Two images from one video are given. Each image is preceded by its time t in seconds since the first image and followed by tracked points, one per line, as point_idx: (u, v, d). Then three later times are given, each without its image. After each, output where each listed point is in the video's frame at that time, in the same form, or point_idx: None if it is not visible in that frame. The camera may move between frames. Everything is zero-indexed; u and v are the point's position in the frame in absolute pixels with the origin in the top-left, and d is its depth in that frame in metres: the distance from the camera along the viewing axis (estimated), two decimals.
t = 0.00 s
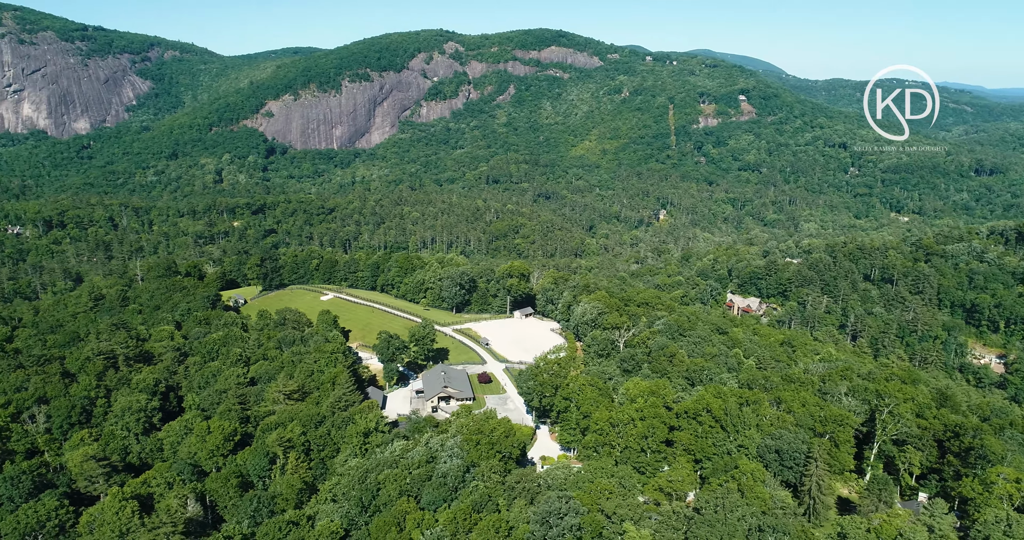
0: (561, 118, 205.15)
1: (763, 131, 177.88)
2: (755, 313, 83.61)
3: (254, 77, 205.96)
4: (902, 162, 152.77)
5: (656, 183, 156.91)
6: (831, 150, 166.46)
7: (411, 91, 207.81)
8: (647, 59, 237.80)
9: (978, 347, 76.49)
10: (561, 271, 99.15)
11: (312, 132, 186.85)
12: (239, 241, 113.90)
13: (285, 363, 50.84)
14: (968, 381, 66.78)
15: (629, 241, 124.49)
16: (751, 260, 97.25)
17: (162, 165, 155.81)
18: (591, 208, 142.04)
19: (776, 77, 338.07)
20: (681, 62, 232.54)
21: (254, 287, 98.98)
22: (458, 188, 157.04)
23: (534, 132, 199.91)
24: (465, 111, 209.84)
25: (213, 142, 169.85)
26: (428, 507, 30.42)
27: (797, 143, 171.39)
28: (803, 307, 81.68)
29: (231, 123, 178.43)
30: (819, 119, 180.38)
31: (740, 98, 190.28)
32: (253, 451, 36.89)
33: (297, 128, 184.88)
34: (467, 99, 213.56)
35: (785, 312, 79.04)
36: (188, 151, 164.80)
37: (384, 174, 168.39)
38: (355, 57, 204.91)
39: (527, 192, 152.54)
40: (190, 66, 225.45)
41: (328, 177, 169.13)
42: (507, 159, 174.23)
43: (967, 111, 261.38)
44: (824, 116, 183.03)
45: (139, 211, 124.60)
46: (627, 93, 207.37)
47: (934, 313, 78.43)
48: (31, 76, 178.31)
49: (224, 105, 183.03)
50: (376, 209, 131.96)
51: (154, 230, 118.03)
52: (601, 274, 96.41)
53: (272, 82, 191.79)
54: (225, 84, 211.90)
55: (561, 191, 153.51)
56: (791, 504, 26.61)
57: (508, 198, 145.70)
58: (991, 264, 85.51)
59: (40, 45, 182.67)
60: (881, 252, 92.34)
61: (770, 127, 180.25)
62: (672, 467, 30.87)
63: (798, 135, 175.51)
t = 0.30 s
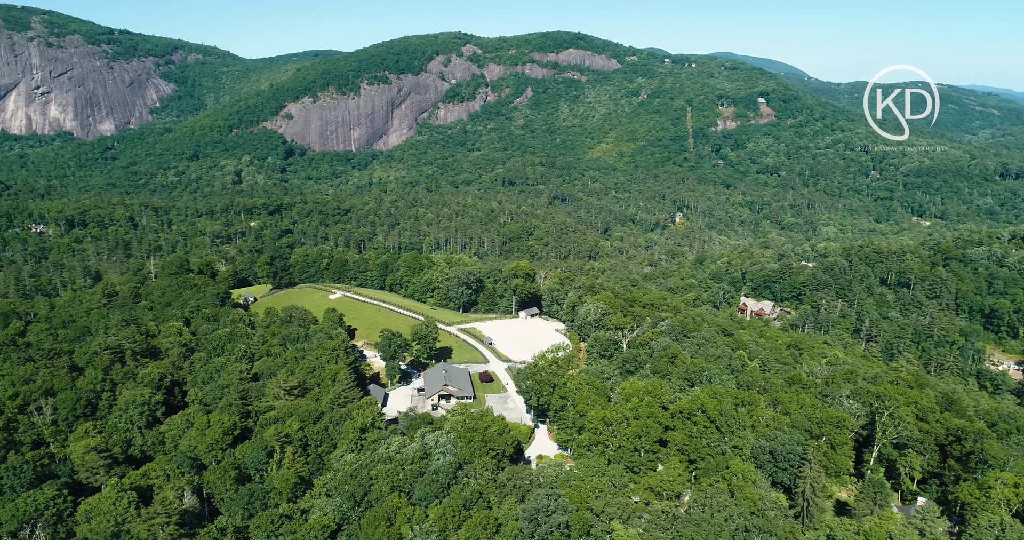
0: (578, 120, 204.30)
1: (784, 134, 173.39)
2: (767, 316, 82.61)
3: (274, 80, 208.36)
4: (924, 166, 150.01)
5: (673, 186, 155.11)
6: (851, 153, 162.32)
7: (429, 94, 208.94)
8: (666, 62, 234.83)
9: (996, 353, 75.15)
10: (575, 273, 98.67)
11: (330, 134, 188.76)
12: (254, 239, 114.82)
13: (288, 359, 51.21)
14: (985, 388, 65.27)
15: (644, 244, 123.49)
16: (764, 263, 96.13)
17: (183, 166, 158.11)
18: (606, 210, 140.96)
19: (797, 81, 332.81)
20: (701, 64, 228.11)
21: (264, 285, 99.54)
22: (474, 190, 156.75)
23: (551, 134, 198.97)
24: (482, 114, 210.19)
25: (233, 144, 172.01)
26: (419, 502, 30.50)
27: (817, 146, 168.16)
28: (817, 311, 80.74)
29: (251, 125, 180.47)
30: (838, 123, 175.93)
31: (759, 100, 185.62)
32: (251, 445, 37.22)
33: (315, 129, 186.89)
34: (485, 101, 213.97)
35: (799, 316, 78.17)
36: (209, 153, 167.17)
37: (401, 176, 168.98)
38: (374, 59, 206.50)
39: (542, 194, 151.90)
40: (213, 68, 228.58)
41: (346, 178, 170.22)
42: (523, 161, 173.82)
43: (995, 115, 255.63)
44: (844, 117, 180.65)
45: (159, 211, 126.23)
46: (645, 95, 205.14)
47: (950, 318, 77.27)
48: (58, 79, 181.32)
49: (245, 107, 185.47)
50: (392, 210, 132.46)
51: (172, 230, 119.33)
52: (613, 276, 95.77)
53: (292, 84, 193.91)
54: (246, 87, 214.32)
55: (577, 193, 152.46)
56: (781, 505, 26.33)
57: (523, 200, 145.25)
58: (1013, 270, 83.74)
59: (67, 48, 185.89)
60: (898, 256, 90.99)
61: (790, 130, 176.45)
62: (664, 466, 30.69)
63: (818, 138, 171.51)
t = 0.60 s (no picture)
0: (598, 123, 203.24)
1: (807, 137, 170.70)
2: (785, 320, 81.42)
3: (297, 82, 210.88)
4: (950, 170, 146.75)
5: (693, 189, 153.66)
6: (875, 156, 159.52)
7: (450, 96, 210.78)
8: (687, 64, 232.13)
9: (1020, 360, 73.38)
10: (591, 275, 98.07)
11: (352, 136, 190.20)
12: (274, 238, 116.10)
13: (296, 356, 51.65)
14: (1007, 396, 63.54)
15: (663, 246, 122.38)
16: (782, 266, 94.80)
17: (206, 167, 160.61)
18: (625, 212, 139.80)
19: (824, 84, 327.28)
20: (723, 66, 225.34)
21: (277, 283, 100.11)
22: (493, 192, 156.54)
23: (571, 137, 197.82)
24: (503, 116, 210.32)
25: (256, 145, 174.50)
26: (416, 499, 30.65)
27: (840, 149, 164.62)
28: (835, 315, 79.83)
29: (275, 126, 182.07)
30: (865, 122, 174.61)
31: (782, 103, 183.77)
32: (254, 439, 37.60)
33: (338, 131, 188.26)
34: (505, 103, 214.21)
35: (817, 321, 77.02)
36: (233, 154, 169.75)
37: (421, 178, 169.57)
38: (395, 62, 208.07)
39: (561, 196, 151.25)
40: (238, 71, 232.28)
41: (367, 179, 171.22)
42: (543, 163, 173.33)
43: None
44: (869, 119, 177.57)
45: (182, 211, 128.21)
46: (666, 97, 203.49)
47: (972, 324, 75.75)
48: (89, 81, 184.77)
49: (269, 108, 188.05)
50: (410, 211, 133.07)
51: (193, 229, 120.89)
52: (630, 278, 94.98)
53: (315, 86, 196.05)
54: (270, 89, 217.25)
55: (596, 196, 151.59)
56: (777, 506, 26.01)
57: (542, 202, 144.71)
58: None
59: (97, 51, 190.10)
60: (919, 260, 89.88)
61: (813, 133, 172.97)
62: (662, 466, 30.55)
63: (841, 141, 167.58)
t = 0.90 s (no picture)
0: (618, 125, 202.02)
1: (829, 140, 166.39)
2: (801, 323, 80.18)
3: (319, 85, 213.03)
4: (977, 173, 143.53)
5: (712, 191, 152.33)
6: (899, 159, 156.64)
7: (470, 98, 210.90)
8: (709, 66, 229.83)
9: None
10: (606, 276, 97.56)
11: (372, 138, 191.76)
12: (292, 238, 117.10)
13: (302, 353, 52.05)
14: None
15: (681, 249, 121.32)
16: (800, 270, 93.45)
17: (228, 168, 162.83)
18: (643, 215, 138.77)
19: (849, 86, 321.92)
20: (746, 68, 222.41)
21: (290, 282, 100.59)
22: (511, 194, 156.36)
23: (590, 139, 196.83)
24: (523, 118, 210.11)
25: (277, 147, 176.61)
26: (413, 495, 30.80)
27: (863, 151, 160.68)
28: (852, 319, 78.90)
29: (295, 128, 184.94)
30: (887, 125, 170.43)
31: (805, 105, 179.98)
32: (256, 435, 37.97)
33: (358, 133, 190.25)
34: (525, 105, 213.98)
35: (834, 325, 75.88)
36: (254, 155, 171.82)
37: (440, 180, 169.87)
38: (415, 64, 209.23)
39: (579, 198, 150.50)
40: (261, 73, 235.10)
41: (385, 181, 171.89)
42: (561, 166, 172.72)
43: None
44: (895, 122, 174.07)
45: (202, 211, 129.90)
46: (686, 100, 202.05)
47: (994, 329, 74.19)
48: (115, 83, 188.05)
49: (291, 110, 190.53)
50: (428, 213, 133.50)
51: (213, 229, 122.26)
52: (645, 280, 94.26)
53: (336, 88, 197.67)
54: (292, 91, 219.60)
55: (614, 198, 150.82)
56: (772, 508, 25.76)
57: (560, 204, 144.15)
58: None
59: (124, 54, 193.27)
60: (939, 263, 88.56)
61: (836, 135, 168.88)
62: (658, 466, 30.36)
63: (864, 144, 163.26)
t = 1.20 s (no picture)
0: (634, 127, 200.75)
1: (849, 142, 163.28)
2: (816, 327, 78.95)
3: (337, 87, 214.78)
4: (1000, 176, 140.77)
5: (729, 194, 151.09)
6: (920, 162, 154.39)
7: (487, 100, 211.42)
8: (727, 68, 227.87)
9: None
10: (620, 278, 97.14)
11: (389, 139, 192.67)
12: (308, 238, 117.93)
13: (308, 351, 52.33)
14: None
15: (696, 251, 120.38)
16: (816, 273, 92.33)
17: (247, 169, 164.59)
18: (659, 217, 137.92)
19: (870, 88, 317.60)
20: (765, 70, 219.69)
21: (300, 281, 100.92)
22: (527, 196, 156.36)
23: (607, 141, 196.05)
24: (539, 120, 210.01)
25: (296, 148, 178.44)
26: (411, 493, 30.88)
27: (884, 154, 157.96)
28: (868, 322, 78.02)
29: (314, 129, 186.81)
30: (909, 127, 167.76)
31: (823, 108, 177.08)
32: (259, 432, 38.23)
33: (375, 135, 191.28)
34: (542, 107, 213.84)
35: (848, 328, 74.92)
36: (273, 157, 173.56)
37: (457, 181, 170.07)
38: (432, 66, 210.36)
39: (595, 200, 150.07)
40: (280, 75, 237.28)
41: (401, 183, 172.41)
42: (577, 167, 172.19)
43: None
44: (916, 124, 171.14)
45: (220, 211, 131.37)
46: (704, 102, 200.54)
47: (1014, 335, 72.74)
48: (138, 85, 190.89)
49: (309, 112, 192.58)
50: (443, 214, 133.86)
51: (230, 229, 123.33)
52: (659, 283, 93.65)
53: (354, 91, 199.33)
54: (311, 93, 221.46)
55: (630, 200, 150.21)
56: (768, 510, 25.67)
57: (575, 207, 143.65)
58: None
59: (147, 56, 196.38)
60: (957, 267, 87.38)
61: (856, 137, 165.57)
62: (657, 466, 30.25)
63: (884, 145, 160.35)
